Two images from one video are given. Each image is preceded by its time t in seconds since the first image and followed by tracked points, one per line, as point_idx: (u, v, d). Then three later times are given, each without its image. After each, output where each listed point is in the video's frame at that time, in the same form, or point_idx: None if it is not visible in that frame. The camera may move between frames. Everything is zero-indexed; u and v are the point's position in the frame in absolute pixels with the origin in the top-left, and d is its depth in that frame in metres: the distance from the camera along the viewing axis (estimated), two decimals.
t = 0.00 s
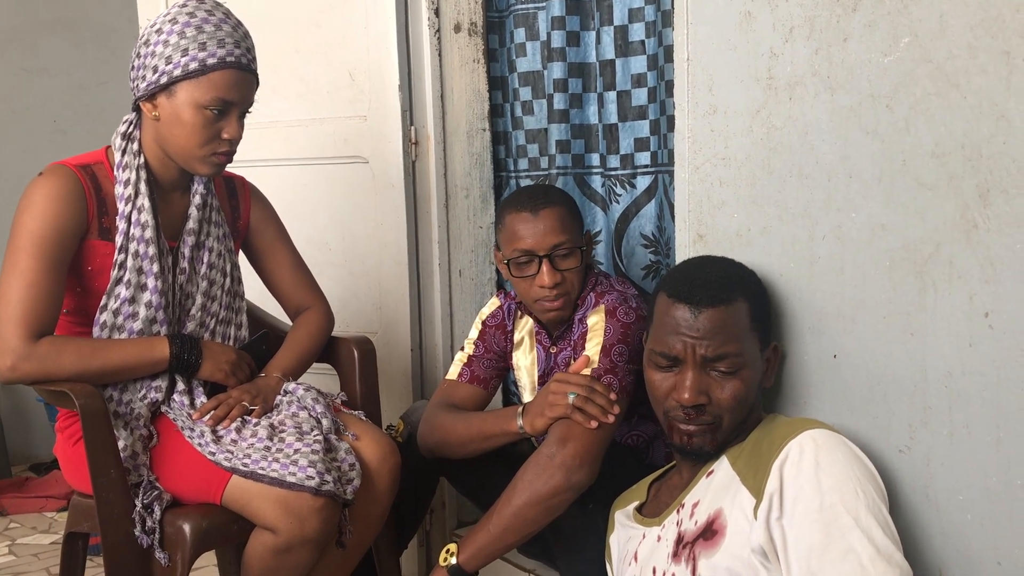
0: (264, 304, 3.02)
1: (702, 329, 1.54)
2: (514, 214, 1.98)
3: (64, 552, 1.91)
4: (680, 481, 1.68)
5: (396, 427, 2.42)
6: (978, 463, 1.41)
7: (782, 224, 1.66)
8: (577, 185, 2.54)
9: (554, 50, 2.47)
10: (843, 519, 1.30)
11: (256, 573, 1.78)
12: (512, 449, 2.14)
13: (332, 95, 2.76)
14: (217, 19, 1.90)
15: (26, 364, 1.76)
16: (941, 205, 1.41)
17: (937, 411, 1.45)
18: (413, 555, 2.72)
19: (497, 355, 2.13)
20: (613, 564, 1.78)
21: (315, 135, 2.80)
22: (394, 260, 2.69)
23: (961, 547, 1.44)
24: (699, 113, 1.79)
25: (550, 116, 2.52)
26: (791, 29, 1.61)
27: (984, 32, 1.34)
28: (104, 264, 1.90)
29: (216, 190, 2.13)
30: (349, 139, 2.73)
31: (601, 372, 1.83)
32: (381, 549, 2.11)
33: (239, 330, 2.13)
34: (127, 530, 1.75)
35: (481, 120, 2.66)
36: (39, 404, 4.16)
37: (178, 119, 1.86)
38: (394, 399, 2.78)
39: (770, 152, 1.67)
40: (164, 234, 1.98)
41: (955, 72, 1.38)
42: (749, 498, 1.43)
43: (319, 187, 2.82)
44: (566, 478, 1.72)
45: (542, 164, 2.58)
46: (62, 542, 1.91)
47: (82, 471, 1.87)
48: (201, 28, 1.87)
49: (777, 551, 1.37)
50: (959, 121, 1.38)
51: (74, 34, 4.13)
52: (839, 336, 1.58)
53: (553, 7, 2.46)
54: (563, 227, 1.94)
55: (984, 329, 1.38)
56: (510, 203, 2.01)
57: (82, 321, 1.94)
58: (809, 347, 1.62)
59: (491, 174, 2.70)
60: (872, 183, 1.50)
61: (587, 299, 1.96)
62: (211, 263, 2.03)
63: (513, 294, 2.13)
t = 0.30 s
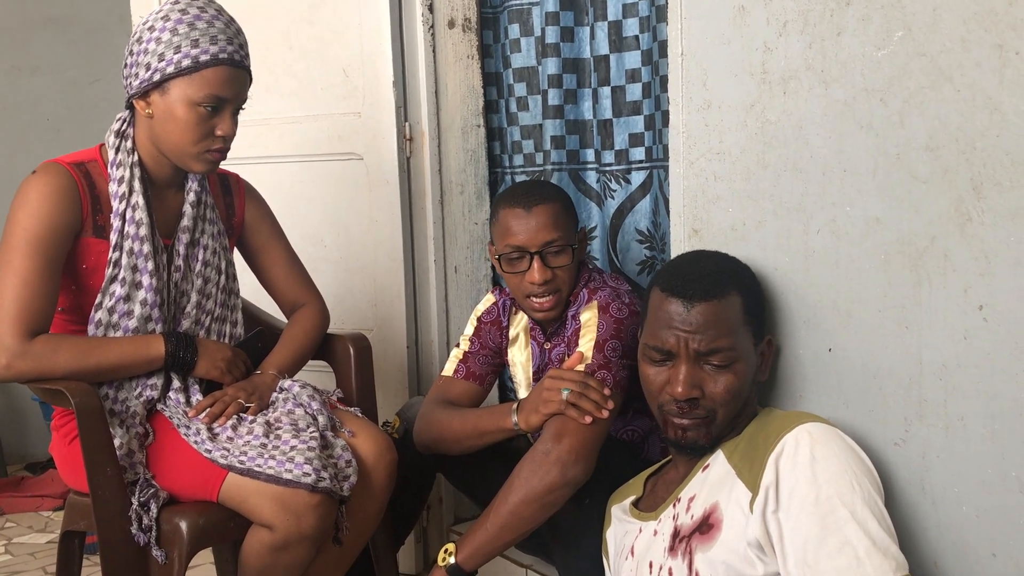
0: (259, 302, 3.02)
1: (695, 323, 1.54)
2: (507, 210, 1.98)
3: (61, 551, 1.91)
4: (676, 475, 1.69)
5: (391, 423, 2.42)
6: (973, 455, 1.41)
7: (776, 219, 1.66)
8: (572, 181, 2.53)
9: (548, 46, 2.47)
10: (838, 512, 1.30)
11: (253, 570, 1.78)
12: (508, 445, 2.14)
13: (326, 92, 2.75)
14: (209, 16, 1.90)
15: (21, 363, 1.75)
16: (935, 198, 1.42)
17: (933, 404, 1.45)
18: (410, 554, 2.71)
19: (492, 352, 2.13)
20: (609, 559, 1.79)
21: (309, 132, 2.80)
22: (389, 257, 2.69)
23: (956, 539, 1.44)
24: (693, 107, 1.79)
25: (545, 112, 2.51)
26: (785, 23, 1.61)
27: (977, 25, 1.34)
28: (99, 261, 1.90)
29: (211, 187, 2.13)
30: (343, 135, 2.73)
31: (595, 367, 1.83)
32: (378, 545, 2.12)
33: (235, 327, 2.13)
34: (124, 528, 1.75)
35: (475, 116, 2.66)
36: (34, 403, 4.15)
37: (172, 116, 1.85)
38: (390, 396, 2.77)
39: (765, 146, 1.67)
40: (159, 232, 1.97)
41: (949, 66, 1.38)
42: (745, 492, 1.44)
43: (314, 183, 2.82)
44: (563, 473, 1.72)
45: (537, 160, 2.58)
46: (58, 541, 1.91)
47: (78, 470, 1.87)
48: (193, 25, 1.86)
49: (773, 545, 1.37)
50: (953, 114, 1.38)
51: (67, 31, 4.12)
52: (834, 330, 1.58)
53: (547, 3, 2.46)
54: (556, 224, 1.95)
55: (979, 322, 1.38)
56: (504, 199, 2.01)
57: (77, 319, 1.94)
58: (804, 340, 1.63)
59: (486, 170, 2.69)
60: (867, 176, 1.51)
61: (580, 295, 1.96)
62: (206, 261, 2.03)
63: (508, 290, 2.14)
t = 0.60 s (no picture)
0: (254, 299, 3.01)
1: (688, 318, 1.54)
2: (519, 194, 1.98)
3: (56, 549, 1.91)
4: (672, 470, 1.69)
5: (387, 419, 2.42)
6: (968, 448, 1.42)
7: (771, 214, 1.66)
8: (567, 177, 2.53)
9: (542, 41, 2.47)
10: (833, 506, 1.31)
11: (249, 567, 1.78)
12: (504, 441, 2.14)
13: (320, 88, 2.75)
14: (201, 12, 1.89)
15: (15, 361, 1.74)
16: (929, 192, 1.42)
17: (927, 398, 1.46)
18: (405, 549, 2.73)
19: (486, 346, 2.13)
20: (605, 554, 1.79)
21: (302, 129, 2.79)
22: (384, 254, 2.69)
23: (951, 532, 1.45)
24: (687, 102, 1.79)
25: (540, 108, 2.52)
26: (779, 18, 1.61)
27: (971, 19, 1.34)
28: (93, 259, 1.89)
29: (205, 183, 2.12)
30: (337, 132, 2.72)
31: (588, 362, 1.83)
32: (374, 542, 2.12)
33: (230, 324, 2.12)
34: (120, 526, 1.75)
35: (469, 112, 2.65)
36: (28, 401, 4.14)
37: (165, 113, 1.85)
38: (385, 392, 2.77)
39: (759, 141, 1.67)
40: (153, 229, 1.97)
41: (942, 60, 1.38)
42: (740, 486, 1.44)
43: (308, 180, 2.81)
44: (558, 468, 1.72)
45: (532, 155, 2.57)
46: (53, 539, 1.90)
47: (73, 468, 1.87)
48: (185, 22, 1.86)
49: (769, 539, 1.37)
50: (946, 109, 1.39)
51: (59, 28, 4.10)
52: (828, 324, 1.58)
53: None
54: (564, 216, 1.95)
55: (973, 316, 1.39)
56: (518, 183, 2.01)
57: (72, 317, 1.93)
58: (799, 335, 1.63)
59: (480, 166, 2.68)
60: (861, 170, 1.51)
61: (575, 289, 1.96)
62: (201, 258, 2.02)
63: (501, 284, 2.13)
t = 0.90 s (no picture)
0: (252, 296, 3.01)
1: (685, 315, 1.55)
2: (510, 196, 1.99)
3: (55, 547, 1.91)
4: (670, 467, 1.69)
5: (385, 417, 2.41)
6: (966, 445, 1.42)
7: (769, 211, 1.66)
8: (565, 174, 2.53)
9: (540, 38, 2.47)
10: (832, 503, 1.31)
11: (248, 565, 1.78)
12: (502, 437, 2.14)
13: (317, 85, 2.74)
14: (197, 8, 1.89)
15: (14, 359, 1.74)
16: (928, 189, 1.42)
17: (925, 394, 1.46)
18: (404, 545, 2.73)
19: (486, 344, 2.13)
20: (603, 551, 1.79)
21: (300, 126, 2.79)
22: (382, 251, 2.68)
23: (949, 528, 1.45)
24: (686, 99, 1.79)
25: (538, 105, 2.52)
26: (777, 15, 1.61)
27: (969, 16, 1.34)
28: (92, 256, 1.89)
29: (203, 180, 2.12)
30: (335, 129, 2.72)
31: (588, 360, 1.83)
32: (373, 539, 2.12)
33: (229, 322, 2.12)
34: (118, 524, 1.74)
35: (467, 109, 2.65)
36: (26, 399, 4.14)
37: (162, 110, 1.85)
38: (384, 389, 2.77)
39: (757, 138, 1.67)
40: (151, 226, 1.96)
41: (941, 57, 1.38)
42: (738, 483, 1.44)
43: (306, 177, 2.81)
44: (557, 466, 1.73)
45: (530, 153, 2.58)
46: (52, 537, 1.90)
47: (72, 465, 1.86)
48: (181, 18, 1.85)
49: (767, 536, 1.38)
50: (944, 105, 1.39)
51: (55, 24, 4.09)
52: (827, 321, 1.59)
53: None
54: (556, 214, 1.95)
55: (971, 312, 1.39)
56: (507, 185, 2.01)
57: (70, 314, 1.93)
58: (797, 332, 1.64)
59: (478, 163, 2.68)
60: (859, 167, 1.51)
61: (574, 287, 1.96)
62: (199, 255, 2.02)
63: (501, 282, 2.13)
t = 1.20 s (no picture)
0: (253, 295, 3.01)
1: (686, 314, 1.55)
2: (498, 218, 1.99)
3: (57, 545, 1.91)
4: (672, 466, 1.69)
5: (385, 415, 2.42)
6: (968, 444, 1.42)
7: (771, 210, 1.66)
8: (566, 173, 2.54)
9: (542, 37, 2.47)
10: (834, 502, 1.31)
11: (250, 563, 1.79)
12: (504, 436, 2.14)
13: (319, 84, 2.74)
14: (195, 6, 1.89)
15: (17, 357, 1.75)
16: (930, 188, 1.42)
17: (927, 393, 1.46)
18: (405, 544, 2.74)
19: (489, 343, 2.13)
20: (605, 549, 1.79)
21: (302, 125, 2.79)
22: (383, 250, 2.68)
23: (951, 527, 1.45)
24: (688, 98, 1.80)
25: (539, 104, 2.52)
26: (779, 14, 1.61)
27: (971, 15, 1.34)
28: (93, 255, 1.89)
29: (204, 179, 2.12)
30: (337, 128, 2.72)
31: (591, 359, 1.83)
32: (374, 538, 2.12)
33: (231, 321, 2.12)
34: (120, 522, 1.75)
35: (468, 108, 2.66)
36: (27, 398, 4.14)
37: (161, 108, 1.85)
38: (385, 388, 2.78)
39: (759, 137, 1.67)
40: (153, 225, 1.96)
41: (944, 56, 1.38)
42: (740, 481, 1.44)
43: (307, 176, 2.81)
44: (558, 464, 1.73)
45: (531, 152, 2.58)
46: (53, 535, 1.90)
47: (74, 464, 1.87)
48: (179, 16, 1.85)
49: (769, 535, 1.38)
50: (946, 104, 1.39)
51: (56, 22, 4.08)
52: (829, 320, 1.59)
53: None
54: (548, 221, 1.95)
55: (974, 311, 1.39)
56: (490, 209, 2.02)
57: (72, 313, 1.93)
58: (799, 331, 1.64)
59: (480, 162, 2.70)
60: (862, 166, 1.51)
61: (579, 289, 1.96)
62: (201, 254, 2.02)
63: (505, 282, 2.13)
